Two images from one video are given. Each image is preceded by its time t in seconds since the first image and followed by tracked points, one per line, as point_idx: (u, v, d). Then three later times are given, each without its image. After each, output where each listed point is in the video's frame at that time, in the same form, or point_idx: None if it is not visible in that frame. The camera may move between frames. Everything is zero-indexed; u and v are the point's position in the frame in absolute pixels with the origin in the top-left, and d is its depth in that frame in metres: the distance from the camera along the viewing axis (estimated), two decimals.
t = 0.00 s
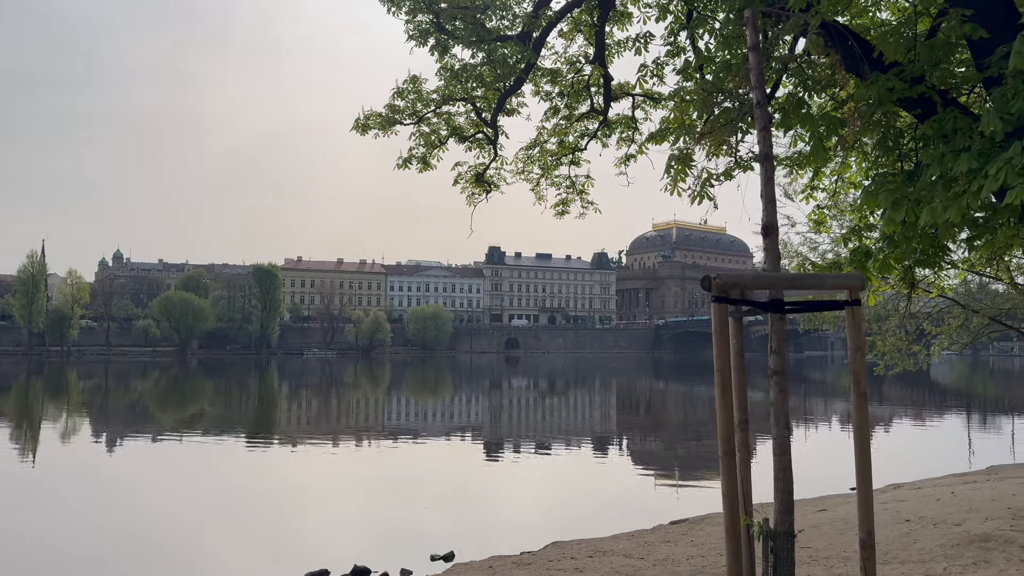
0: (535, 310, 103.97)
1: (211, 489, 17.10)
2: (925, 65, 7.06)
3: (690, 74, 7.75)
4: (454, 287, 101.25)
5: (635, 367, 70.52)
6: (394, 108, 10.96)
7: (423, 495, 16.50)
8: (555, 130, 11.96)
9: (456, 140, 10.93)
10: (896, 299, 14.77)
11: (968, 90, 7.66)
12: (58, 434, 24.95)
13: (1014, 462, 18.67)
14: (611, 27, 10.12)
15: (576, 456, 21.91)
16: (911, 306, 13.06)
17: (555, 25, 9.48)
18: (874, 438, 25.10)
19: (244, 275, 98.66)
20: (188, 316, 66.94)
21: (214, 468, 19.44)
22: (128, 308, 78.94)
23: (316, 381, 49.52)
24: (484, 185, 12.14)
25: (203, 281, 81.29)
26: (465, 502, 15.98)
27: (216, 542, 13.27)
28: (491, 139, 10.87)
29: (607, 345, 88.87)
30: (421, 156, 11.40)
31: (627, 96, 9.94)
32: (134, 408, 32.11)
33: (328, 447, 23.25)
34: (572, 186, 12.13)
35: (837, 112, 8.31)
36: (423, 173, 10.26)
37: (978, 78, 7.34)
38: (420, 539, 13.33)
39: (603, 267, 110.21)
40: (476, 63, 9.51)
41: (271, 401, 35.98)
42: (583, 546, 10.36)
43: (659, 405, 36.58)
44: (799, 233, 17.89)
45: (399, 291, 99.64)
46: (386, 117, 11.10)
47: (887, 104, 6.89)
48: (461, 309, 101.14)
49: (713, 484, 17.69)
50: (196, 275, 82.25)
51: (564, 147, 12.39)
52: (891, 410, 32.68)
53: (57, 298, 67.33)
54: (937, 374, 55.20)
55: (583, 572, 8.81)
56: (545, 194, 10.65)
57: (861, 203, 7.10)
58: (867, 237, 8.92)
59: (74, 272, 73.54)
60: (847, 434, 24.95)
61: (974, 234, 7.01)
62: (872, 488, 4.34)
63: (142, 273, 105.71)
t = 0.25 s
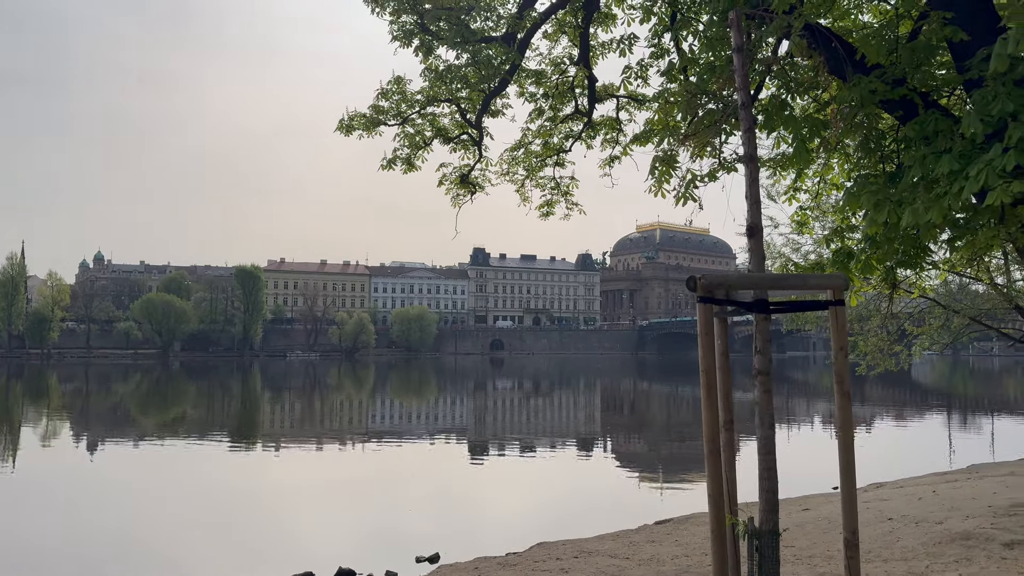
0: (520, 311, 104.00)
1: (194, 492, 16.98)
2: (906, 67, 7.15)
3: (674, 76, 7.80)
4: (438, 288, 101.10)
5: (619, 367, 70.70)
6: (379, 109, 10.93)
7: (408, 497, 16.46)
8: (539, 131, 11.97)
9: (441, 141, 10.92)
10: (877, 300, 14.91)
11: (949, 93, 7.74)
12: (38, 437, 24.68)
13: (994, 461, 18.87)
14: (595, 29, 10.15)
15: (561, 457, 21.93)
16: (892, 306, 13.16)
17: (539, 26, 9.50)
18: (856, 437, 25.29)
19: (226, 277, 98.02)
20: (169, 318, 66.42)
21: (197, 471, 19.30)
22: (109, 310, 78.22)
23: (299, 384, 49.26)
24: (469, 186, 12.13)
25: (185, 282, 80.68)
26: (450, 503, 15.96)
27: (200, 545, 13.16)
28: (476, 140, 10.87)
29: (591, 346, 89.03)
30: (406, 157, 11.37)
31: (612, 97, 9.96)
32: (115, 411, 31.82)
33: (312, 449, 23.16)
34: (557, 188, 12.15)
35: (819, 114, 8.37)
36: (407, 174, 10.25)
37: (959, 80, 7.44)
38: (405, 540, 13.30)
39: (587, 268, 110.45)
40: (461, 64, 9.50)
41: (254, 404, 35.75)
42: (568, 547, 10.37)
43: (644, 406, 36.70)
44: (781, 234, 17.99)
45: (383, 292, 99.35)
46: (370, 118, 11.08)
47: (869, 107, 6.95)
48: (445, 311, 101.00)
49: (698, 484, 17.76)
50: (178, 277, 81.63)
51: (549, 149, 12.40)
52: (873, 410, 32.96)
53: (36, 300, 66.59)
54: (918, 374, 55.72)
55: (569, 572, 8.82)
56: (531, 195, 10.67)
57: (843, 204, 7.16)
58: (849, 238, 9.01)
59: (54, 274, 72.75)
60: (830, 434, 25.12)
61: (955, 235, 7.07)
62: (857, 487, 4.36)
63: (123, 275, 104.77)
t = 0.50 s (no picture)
0: (501, 311, 104.00)
1: (171, 494, 16.83)
2: (880, 69, 7.24)
3: (653, 77, 7.84)
4: (419, 288, 100.87)
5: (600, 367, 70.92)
6: (358, 108, 10.91)
7: (388, 497, 16.43)
8: (519, 131, 11.99)
9: (421, 141, 10.91)
10: (853, 299, 15.07)
11: (921, 95, 7.85)
12: (12, 439, 24.35)
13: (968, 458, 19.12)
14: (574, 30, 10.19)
15: (541, 457, 21.96)
16: (868, 306, 13.31)
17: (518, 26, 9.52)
18: (834, 435, 25.55)
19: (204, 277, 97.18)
20: (146, 318, 65.78)
21: (174, 473, 19.13)
22: (85, 311, 77.29)
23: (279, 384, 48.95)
24: (449, 185, 12.13)
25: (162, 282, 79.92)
26: (430, 503, 15.95)
27: (178, 547, 13.07)
28: (455, 139, 10.88)
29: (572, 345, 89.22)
30: (385, 156, 11.35)
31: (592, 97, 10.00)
32: (91, 412, 31.46)
33: (292, 450, 23.04)
34: (537, 187, 12.18)
35: (795, 115, 8.46)
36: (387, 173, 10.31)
37: (931, 82, 7.54)
38: (384, 540, 13.27)
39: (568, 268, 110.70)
40: (441, 63, 9.50)
41: (232, 405, 35.49)
42: (547, 545, 10.40)
43: (624, 405, 36.86)
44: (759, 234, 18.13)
45: (363, 292, 98.96)
46: (349, 117, 11.04)
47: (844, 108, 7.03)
48: (426, 311, 100.80)
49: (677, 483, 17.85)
50: (155, 277, 80.84)
51: (528, 148, 12.43)
52: (850, 408, 33.31)
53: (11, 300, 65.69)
54: (895, 372, 56.29)
55: (547, 571, 8.84)
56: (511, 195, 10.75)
57: (818, 204, 7.23)
58: (825, 238, 9.11)
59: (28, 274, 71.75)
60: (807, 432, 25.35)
61: (928, 235, 7.17)
62: (828, 483, 4.41)
63: (99, 274, 103.55)
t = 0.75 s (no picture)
0: (479, 310, 103.95)
1: (142, 495, 16.64)
2: (848, 71, 7.33)
3: (625, 78, 7.90)
4: (396, 287, 100.55)
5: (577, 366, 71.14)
6: (331, 106, 10.86)
7: (363, 498, 16.37)
8: (494, 131, 12.01)
9: (395, 140, 10.89)
10: (824, 298, 15.24)
11: (889, 97, 7.95)
12: None
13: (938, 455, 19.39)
14: (549, 30, 10.23)
15: (518, 456, 22.00)
16: (838, 305, 13.48)
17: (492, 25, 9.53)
18: (807, 433, 25.81)
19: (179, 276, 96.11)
20: (119, 318, 64.99)
21: (145, 474, 18.91)
22: (56, 311, 76.16)
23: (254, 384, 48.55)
24: (423, 184, 12.12)
25: (135, 282, 78.97)
26: (405, 503, 15.92)
27: (150, 549, 12.95)
28: (430, 138, 10.88)
29: (550, 345, 89.38)
30: (359, 155, 11.32)
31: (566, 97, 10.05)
32: (61, 413, 31.06)
33: (267, 451, 22.90)
34: (512, 187, 12.21)
35: (766, 116, 8.54)
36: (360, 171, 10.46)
37: (897, 84, 7.65)
38: (359, 541, 13.24)
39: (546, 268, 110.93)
40: (415, 61, 9.47)
41: (207, 406, 35.17)
42: (520, 544, 10.43)
43: (602, 404, 36.98)
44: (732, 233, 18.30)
45: (340, 292, 98.46)
46: (322, 115, 10.99)
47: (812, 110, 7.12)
48: (403, 310, 100.51)
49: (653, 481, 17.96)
50: (128, 276, 79.86)
51: (503, 148, 12.45)
52: (823, 406, 33.70)
53: None
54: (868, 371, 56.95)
55: (518, 569, 8.88)
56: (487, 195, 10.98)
57: (787, 204, 7.31)
58: (795, 238, 9.21)
59: None
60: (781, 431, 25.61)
61: (894, 235, 7.26)
62: (791, 479, 4.46)
63: (71, 274, 102.07)
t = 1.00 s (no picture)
0: (453, 309, 103.78)
1: (108, 497, 16.40)
2: (813, 72, 7.39)
3: (595, 77, 7.91)
4: (370, 286, 100.09)
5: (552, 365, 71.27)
6: (300, 103, 10.77)
7: (332, 498, 16.26)
8: (466, 129, 11.98)
9: (365, 137, 10.82)
10: (793, 298, 15.39)
11: (854, 98, 8.04)
12: None
13: (904, 452, 19.69)
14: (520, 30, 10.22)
15: (491, 455, 21.97)
16: (807, 304, 13.61)
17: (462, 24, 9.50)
18: (778, 430, 26.07)
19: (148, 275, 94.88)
20: (86, 317, 64.01)
21: (111, 476, 18.64)
22: (21, 310, 74.82)
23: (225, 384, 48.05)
24: (394, 182, 12.06)
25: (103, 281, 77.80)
26: (375, 503, 15.84)
27: (115, 551, 12.75)
28: (400, 136, 10.82)
29: (524, 343, 89.43)
30: (329, 152, 11.24)
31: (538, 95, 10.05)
32: (27, 414, 30.55)
33: (237, 451, 22.68)
34: (484, 186, 12.19)
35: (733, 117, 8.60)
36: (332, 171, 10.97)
37: (861, 85, 7.73)
38: (328, 541, 13.16)
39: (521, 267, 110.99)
40: (385, 59, 9.41)
41: (177, 406, 34.75)
42: (489, 543, 10.41)
43: (576, 403, 37.05)
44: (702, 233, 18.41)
45: (313, 290, 97.78)
46: (291, 112, 10.89)
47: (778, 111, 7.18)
48: (377, 309, 100.07)
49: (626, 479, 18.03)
50: (96, 275, 78.67)
51: (475, 146, 12.42)
52: (795, 404, 34.02)
53: None
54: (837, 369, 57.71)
55: (486, 568, 8.86)
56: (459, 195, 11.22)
57: (753, 204, 7.36)
58: (762, 237, 9.28)
59: None
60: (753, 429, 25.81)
61: (857, 235, 7.34)
62: (749, 477, 4.49)
63: (37, 272, 100.36)
